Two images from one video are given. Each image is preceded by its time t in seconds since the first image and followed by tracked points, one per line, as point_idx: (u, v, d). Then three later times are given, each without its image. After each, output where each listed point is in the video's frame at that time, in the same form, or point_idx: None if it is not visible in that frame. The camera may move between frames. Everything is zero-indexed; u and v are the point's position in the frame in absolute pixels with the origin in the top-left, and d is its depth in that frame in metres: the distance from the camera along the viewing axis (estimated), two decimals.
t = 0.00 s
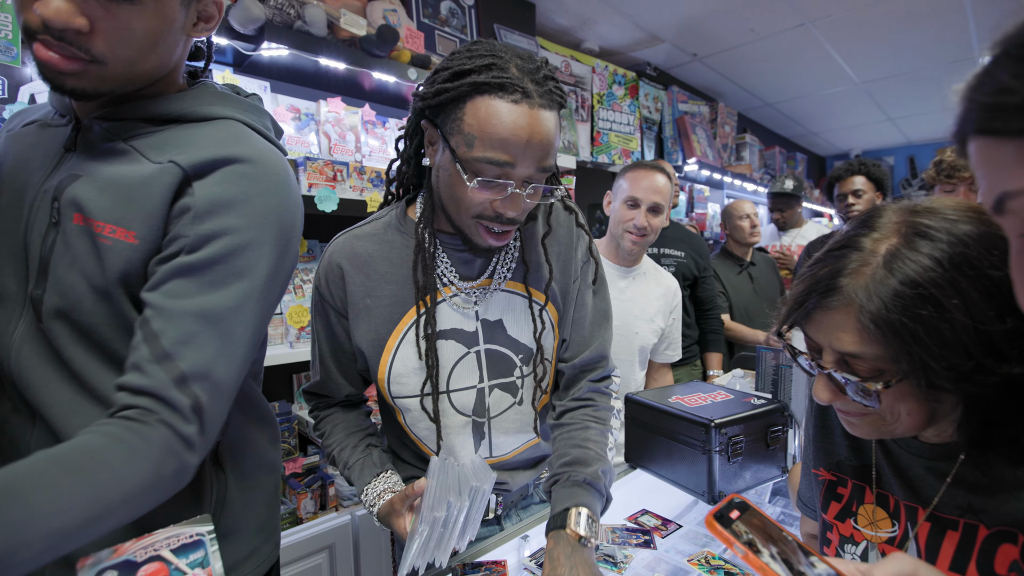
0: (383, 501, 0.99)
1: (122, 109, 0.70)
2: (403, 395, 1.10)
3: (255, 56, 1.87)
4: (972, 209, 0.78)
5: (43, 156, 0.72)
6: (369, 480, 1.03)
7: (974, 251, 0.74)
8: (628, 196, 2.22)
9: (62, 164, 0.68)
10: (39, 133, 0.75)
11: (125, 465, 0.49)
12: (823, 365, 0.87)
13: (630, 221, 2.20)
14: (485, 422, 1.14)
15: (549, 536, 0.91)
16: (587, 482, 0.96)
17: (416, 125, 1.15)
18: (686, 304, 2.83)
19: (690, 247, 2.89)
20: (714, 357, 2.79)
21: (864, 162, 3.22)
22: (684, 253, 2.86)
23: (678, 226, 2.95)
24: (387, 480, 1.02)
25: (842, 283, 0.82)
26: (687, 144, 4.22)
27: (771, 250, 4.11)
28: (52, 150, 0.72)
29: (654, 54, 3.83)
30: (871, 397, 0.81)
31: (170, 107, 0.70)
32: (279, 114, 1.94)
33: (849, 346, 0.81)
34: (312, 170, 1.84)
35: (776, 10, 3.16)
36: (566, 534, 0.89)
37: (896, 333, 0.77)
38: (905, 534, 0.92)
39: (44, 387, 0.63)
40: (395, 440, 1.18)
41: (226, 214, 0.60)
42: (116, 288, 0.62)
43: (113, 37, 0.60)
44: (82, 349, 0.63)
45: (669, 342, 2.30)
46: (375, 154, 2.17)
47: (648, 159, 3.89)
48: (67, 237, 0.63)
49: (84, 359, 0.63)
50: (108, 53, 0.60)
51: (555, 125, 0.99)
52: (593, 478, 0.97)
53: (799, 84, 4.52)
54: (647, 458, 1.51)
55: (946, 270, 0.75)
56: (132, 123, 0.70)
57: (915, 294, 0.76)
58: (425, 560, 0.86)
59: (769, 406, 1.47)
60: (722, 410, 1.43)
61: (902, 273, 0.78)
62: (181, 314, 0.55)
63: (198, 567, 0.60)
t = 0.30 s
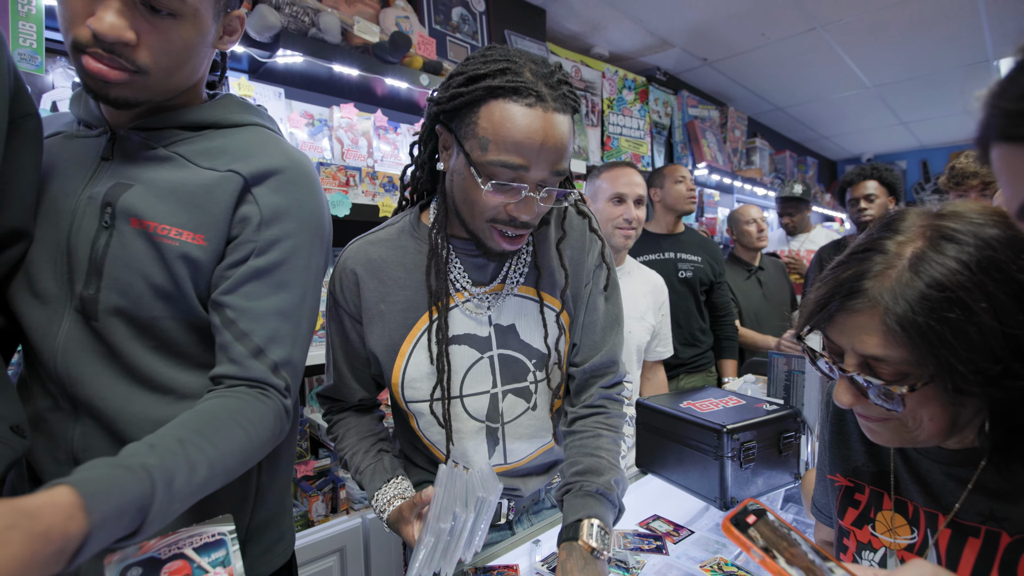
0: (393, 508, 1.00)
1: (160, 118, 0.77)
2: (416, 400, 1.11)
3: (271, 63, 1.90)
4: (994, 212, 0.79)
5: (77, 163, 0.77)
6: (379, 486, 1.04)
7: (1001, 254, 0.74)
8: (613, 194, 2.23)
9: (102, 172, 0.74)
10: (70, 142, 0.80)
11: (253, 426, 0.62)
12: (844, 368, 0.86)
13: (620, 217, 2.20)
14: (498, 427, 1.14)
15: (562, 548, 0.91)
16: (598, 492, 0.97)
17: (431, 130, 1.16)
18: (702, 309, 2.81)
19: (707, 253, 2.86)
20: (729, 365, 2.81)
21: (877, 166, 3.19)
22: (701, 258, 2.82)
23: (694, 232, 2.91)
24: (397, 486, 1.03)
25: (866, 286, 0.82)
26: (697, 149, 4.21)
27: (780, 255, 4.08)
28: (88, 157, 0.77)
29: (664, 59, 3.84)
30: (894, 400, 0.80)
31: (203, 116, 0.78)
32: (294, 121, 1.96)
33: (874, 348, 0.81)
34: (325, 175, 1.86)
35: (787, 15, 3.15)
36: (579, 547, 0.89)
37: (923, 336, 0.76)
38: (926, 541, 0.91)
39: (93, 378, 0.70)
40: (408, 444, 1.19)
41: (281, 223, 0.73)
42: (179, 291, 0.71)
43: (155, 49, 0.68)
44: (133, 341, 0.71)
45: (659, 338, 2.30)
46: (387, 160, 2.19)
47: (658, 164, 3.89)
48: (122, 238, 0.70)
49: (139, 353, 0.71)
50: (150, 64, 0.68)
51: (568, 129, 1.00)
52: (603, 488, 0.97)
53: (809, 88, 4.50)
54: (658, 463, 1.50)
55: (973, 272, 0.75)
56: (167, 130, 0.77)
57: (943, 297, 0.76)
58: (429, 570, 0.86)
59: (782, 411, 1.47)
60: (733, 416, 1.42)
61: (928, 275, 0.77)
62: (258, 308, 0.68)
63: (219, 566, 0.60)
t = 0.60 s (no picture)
0: (402, 504, 1.00)
1: (170, 131, 0.86)
2: (422, 399, 1.11)
3: (278, 65, 1.91)
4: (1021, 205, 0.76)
5: (83, 168, 0.81)
6: (388, 483, 1.05)
7: None
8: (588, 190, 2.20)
9: (117, 181, 0.81)
10: (70, 151, 0.83)
11: (283, 395, 0.74)
12: (859, 364, 0.86)
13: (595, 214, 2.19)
14: (502, 426, 1.15)
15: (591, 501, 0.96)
16: (621, 458, 1.03)
17: (435, 131, 1.17)
18: (710, 308, 2.80)
19: (717, 251, 2.84)
20: (738, 364, 2.81)
21: (888, 163, 3.16)
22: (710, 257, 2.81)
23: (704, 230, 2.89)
24: (405, 484, 1.04)
25: (882, 281, 0.82)
26: (705, 147, 4.19)
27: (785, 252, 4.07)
28: (93, 166, 0.82)
29: (671, 56, 3.82)
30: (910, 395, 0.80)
31: (212, 130, 0.89)
32: (302, 122, 1.97)
33: (891, 343, 0.80)
34: (333, 176, 1.88)
35: (796, 10, 3.13)
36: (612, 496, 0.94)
37: (941, 331, 0.75)
38: (938, 541, 0.91)
39: (125, 371, 0.76)
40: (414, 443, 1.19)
41: (293, 224, 0.86)
42: (207, 286, 0.81)
43: (178, 67, 0.76)
44: (161, 334, 0.79)
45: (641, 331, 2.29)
46: (395, 160, 2.20)
47: (666, 162, 3.87)
48: (150, 240, 0.79)
49: (167, 344, 0.79)
50: (172, 80, 0.77)
51: (572, 128, 1.00)
52: (626, 455, 1.03)
53: (818, 84, 4.46)
54: (666, 462, 1.50)
55: (995, 268, 0.73)
56: (176, 143, 0.86)
57: (962, 292, 0.74)
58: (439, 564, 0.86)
59: (791, 411, 1.46)
60: (742, 415, 1.41)
61: (948, 270, 0.76)
62: (281, 294, 0.82)
63: (231, 564, 0.61)
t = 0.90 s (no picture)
0: (399, 510, 1.01)
1: (153, 154, 0.96)
2: (425, 403, 1.12)
3: (282, 73, 1.93)
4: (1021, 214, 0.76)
5: (72, 188, 0.89)
6: (386, 489, 1.05)
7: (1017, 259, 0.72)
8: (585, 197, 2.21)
9: (111, 199, 0.91)
10: (54, 171, 0.89)
11: (276, 379, 0.94)
12: (858, 370, 0.87)
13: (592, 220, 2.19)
14: (503, 430, 1.15)
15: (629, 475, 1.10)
16: (639, 433, 1.18)
17: (438, 140, 1.18)
18: (711, 315, 2.80)
19: (718, 258, 2.84)
20: (739, 371, 2.80)
21: (889, 170, 3.17)
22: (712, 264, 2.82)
23: (707, 237, 2.90)
24: (403, 489, 1.04)
25: (881, 289, 0.82)
26: (706, 153, 4.21)
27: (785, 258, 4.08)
28: (82, 185, 0.90)
29: (672, 63, 3.85)
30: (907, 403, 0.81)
31: (190, 153, 1.02)
32: (305, 129, 1.98)
33: (890, 351, 0.81)
34: (336, 183, 1.89)
35: (795, 18, 3.15)
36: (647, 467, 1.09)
37: (936, 340, 0.76)
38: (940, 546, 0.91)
39: (132, 372, 0.87)
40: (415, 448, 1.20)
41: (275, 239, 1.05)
42: (206, 292, 0.95)
43: (175, 100, 0.90)
44: (164, 335, 0.91)
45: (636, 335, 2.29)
46: (397, 166, 2.21)
47: (667, 168, 3.88)
48: (154, 253, 0.91)
49: (169, 344, 0.91)
50: (171, 112, 0.90)
51: (572, 136, 1.02)
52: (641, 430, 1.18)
53: (819, 91, 4.48)
54: (669, 468, 1.51)
55: (990, 278, 0.73)
56: (162, 165, 0.98)
57: (958, 301, 0.74)
58: (436, 569, 0.87)
59: (793, 417, 1.46)
60: (743, 421, 1.41)
61: (944, 279, 0.76)
62: (278, 299, 1.03)
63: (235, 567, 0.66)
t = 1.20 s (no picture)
0: (392, 515, 1.01)
1: (147, 162, 1.05)
2: (419, 406, 1.12)
3: (271, 79, 1.93)
4: (994, 221, 0.79)
5: (69, 197, 0.96)
6: (378, 495, 1.05)
7: (993, 265, 0.75)
8: (606, 209, 2.21)
9: (109, 206, 0.99)
10: (46, 180, 0.95)
11: (276, 365, 1.14)
12: (839, 373, 0.89)
13: (609, 233, 2.19)
14: (497, 433, 1.16)
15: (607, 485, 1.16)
16: (613, 438, 1.23)
17: (434, 147, 1.18)
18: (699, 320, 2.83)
19: (707, 264, 2.87)
20: (728, 376, 2.82)
21: (874, 175, 3.22)
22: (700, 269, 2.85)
23: (696, 242, 2.92)
24: (396, 495, 1.05)
25: (861, 294, 0.84)
26: (694, 159, 4.25)
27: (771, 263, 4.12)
28: (79, 193, 0.97)
29: (660, 70, 3.89)
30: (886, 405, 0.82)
31: (175, 160, 1.10)
32: (295, 134, 1.99)
33: (868, 352, 0.83)
34: (325, 189, 1.89)
35: (781, 26, 3.20)
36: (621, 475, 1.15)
37: (915, 343, 0.78)
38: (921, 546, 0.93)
39: (139, 370, 0.96)
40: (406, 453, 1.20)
41: (265, 245, 1.19)
42: (206, 291, 1.06)
43: (161, 109, 0.96)
44: (169, 333, 1.01)
45: (643, 345, 2.30)
46: (387, 172, 2.21)
47: (655, 174, 3.92)
48: (157, 255, 1.01)
49: (173, 341, 1.01)
50: (158, 121, 0.96)
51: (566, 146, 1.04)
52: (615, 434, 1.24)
53: (805, 98, 4.55)
54: (656, 472, 1.52)
55: (968, 283, 0.75)
56: (151, 172, 1.06)
57: (936, 306, 0.76)
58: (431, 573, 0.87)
59: (779, 420, 1.47)
60: (729, 425, 1.43)
61: (922, 284, 0.78)
62: (271, 300, 1.20)
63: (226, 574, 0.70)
